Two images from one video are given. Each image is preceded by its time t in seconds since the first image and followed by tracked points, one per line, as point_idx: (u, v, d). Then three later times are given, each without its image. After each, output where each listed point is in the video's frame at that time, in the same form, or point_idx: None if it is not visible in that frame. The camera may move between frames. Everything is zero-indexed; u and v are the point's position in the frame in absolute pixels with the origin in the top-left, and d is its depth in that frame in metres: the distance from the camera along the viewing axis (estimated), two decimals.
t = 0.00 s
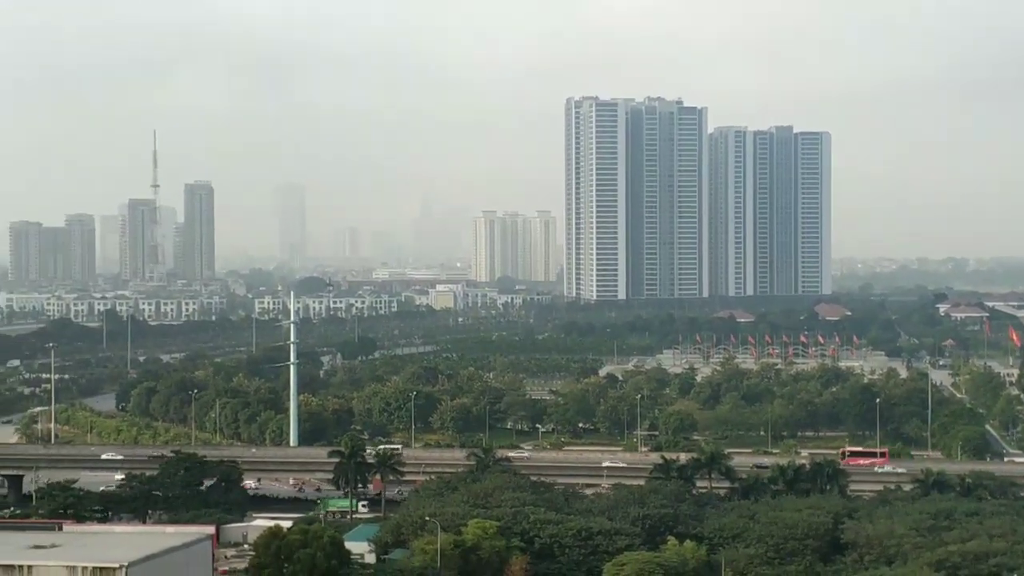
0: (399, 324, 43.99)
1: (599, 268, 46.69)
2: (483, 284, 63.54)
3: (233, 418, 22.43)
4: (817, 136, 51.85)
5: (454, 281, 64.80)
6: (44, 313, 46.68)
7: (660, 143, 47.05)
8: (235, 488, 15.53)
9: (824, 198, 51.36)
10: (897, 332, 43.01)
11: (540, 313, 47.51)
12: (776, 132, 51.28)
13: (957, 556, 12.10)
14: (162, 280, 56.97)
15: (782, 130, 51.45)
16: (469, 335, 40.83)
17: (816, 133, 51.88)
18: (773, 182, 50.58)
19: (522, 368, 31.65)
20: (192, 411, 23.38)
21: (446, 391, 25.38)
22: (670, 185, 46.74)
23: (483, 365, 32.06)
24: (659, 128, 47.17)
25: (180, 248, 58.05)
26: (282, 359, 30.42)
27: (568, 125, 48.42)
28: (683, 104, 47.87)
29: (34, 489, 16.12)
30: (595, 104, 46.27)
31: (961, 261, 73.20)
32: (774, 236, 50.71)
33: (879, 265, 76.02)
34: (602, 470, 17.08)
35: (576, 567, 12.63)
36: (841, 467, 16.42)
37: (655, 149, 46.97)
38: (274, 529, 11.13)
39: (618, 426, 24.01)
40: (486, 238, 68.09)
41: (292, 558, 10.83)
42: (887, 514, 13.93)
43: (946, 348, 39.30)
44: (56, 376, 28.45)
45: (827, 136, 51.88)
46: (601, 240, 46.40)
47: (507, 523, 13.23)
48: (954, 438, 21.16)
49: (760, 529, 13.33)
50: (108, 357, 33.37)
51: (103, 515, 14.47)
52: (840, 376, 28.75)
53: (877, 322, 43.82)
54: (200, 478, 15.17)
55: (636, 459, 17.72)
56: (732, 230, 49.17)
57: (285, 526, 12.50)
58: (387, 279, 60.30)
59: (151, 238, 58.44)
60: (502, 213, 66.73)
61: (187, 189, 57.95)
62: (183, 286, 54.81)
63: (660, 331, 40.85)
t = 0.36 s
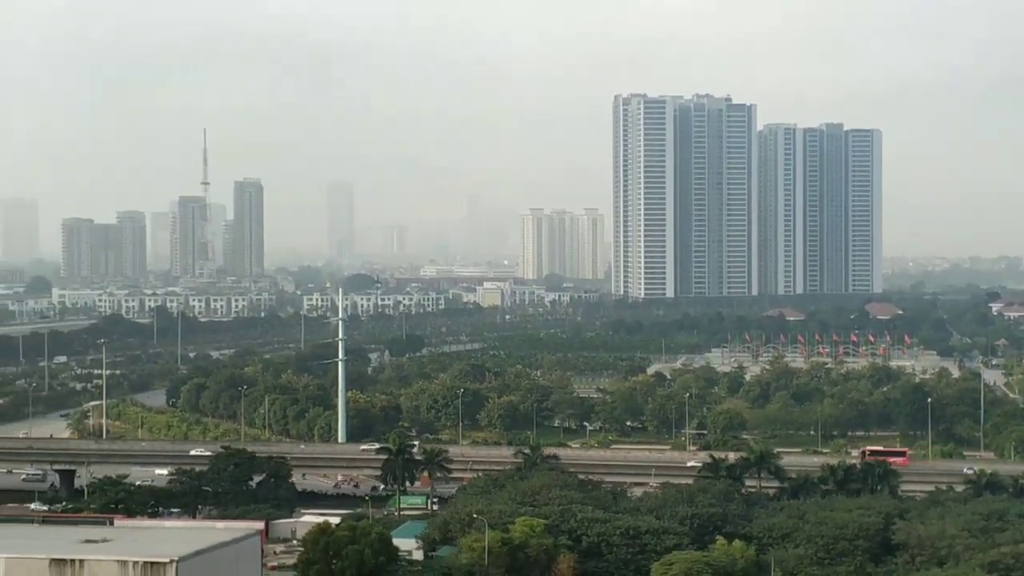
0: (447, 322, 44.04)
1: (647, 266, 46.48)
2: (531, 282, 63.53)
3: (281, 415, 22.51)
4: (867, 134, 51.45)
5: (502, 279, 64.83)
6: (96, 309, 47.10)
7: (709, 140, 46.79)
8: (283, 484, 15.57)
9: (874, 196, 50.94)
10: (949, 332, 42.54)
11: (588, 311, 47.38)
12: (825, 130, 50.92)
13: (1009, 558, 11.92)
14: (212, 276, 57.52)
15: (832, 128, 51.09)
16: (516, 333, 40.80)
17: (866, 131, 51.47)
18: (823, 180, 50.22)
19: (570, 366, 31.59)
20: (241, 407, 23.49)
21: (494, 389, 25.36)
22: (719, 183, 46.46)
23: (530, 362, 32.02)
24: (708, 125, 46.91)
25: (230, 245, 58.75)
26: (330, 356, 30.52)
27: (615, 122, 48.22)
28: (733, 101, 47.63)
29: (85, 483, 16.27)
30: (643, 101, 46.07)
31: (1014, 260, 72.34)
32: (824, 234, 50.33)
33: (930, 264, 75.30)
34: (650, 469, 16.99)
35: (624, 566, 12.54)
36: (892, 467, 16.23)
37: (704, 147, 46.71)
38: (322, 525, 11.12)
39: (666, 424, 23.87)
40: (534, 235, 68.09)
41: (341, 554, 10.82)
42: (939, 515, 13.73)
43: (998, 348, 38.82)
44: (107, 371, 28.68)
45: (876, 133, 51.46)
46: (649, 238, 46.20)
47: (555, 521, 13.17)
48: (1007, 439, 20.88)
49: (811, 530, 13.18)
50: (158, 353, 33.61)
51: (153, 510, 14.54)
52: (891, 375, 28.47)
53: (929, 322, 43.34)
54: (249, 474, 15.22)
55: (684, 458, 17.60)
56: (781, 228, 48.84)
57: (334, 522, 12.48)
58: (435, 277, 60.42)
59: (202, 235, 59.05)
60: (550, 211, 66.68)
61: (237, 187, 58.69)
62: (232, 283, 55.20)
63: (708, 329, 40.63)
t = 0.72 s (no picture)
0: (488, 321, 44.04)
1: (690, 266, 46.29)
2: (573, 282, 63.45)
3: (323, 413, 22.55)
4: (913, 134, 51.02)
5: (543, 278, 64.80)
6: (140, 306, 47.43)
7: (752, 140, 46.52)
8: (325, 482, 15.59)
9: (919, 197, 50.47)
10: (994, 334, 42.10)
11: (630, 310, 47.22)
12: (870, 131, 50.53)
13: None
14: (255, 274, 57.81)
15: (876, 129, 50.68)
16: (558, 332, 40.73)
17: (911, 131, 51.04)
18: (868, 180, 49.82)
19: (611, 366, 31.50)
20: (283, 405, 23.55)
21: (535, 389, 25.31)
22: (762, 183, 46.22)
23: (572, 362, 31.93)
24: (752, 126, 46.66)
25: (273, 244, 59.01)
26: (371, 354, 30.56)
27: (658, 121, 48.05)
28: (777, 101, 47.39)
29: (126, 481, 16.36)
30: (686, 101, 45.85)
31: None
32: (868, 235, 49.92)
33: (976, 265, 74.58)
34: (692, 470, 16.90)
35: (665, 567, 12.46)
36: (936, 470, 16.06)
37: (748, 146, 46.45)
38: (364, 523, 11.12)
39: (708, 425, 23.73)
40: (575, 235, 67.99)
41: (381, 552, 10.82)
42: (983, 519, 13.57)
43: None
44: (151, 369, 28.88)
45: (922, 134, 51.02)
46: (692, 238, 46.00)
47: (596, 521, 13.10)
48: None
49: (853, 533, 13.05)
50: (201, 350, 33.79)
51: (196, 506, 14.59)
52: (936, 377, 28.19)
53: (974, 324, 42.92)
54: (291, 471, 15.26)
55: (726, 460, 17.48)
56: (825, 228, 48.50)
57: (374, 521, 12.46)
58: (476, 276, 60.44)
59: (245, 233, 59.31)
60: (591, 210, 66.56)
61: (281, 187, 58.93)
62: (275, 281, 55.45)
63: (751, 330, 40.40)
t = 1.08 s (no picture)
0: (534, 320, 44.00)
1: (737, 265, 46.03)
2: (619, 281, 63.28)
3: (370, 412, 22.61)
4: (964, 131, 50.42)
5: (589, 278, 64.69)
6: (188, 307, 47.78)
7: (800, 138, 46.17)
8: (372, 481, 15.56)
9: (970, 194, 49.86)
10: None
11: (676, 309, 47.02)
12: (920, 127, 50.01)
13: None
14: (302, 274, 58.13)
15: (926, 125, 50.15)
16: (603, 332, 40.63)
17: (962, 128, 50.44)
18: (917, 177, 49.30)
19: (658, 365, 31.38)
20: (330, 404, 23.63)
21: (581, 388, 25.27)
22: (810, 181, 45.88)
23: (618, 362, 31.81)
24: (799, 124, 46.31)
25: (319, 244, 59.26)
26: (417, 354, 30.58)
27: (704, 120, 47.81)
28: (824, 99, 47.03)
29: (176, 480, 16.42)
30: (733, 99, 45.58)
31: None
32: (917, 232, 49.42)
33: None
34: (740, 469, 16.77)
35: (713, 567, 12.37)
36: (988, 470, 15.85)
37: (795, 145, 46.12)
38: (411, 522, 11.11)
39: (756, 425, 23.57)
40: (622, 234, 67.83)
41: (428, 552, 10.81)
42: None
43: None
44: (200, 368, 29.06)
45: (973, 130, 50.40)
46: (739, 236, 45.73)
47: (644, 521, 13.03)
48: None
49: (903, 532, 12.90)
50: (248, 350, 33.98)
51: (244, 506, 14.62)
52: (987, 376, 27.88)
53: None
54: (338, 470, 15.26)
55: (774, 459, 17.33)
56: (874, 226, 48.06)
57: (421, 520, 12.46)
58: (521, 277, 60.41)
59: (292, 234, 59.67)
60: (637, 209, 66.39)
61: (327, 187, 59.22)
62: (322, 281, 55.68)
63: (798, 329, 40.12)
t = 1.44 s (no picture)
0: (573, 317, 43.95)
1: (777, 261, 45.82)
2: (659, 277, 63.08)
3: (409, 408, 22.66)
4: (1008, 126, 49.84)
5: (629, 274, 64.54)
6: (229, 303, 48.05)
7: (842, 134, 45.85)
8: (411, 477, 15.61)
9: (1014, 191, 49.31)
10: None
11: (716, 305, 46.85)
12: (963, 123, 49.50)
13: None
14: (341, 271, 58.36)
15: (969, 121, 49.64)
16: (642, 328, 40.53)
17: (1006, 122, 49.85)
18: (960, 173, 48.82)
19: (697, 362, 31.26)
20: (369, 400, 23.69)
21: (620, 384, 25.22)
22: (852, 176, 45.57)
23: (658, 359, 31.72)
24: (841, 119, 45.97)
25: (359, 241, 59.46)
26: (457, 351, 30.60)
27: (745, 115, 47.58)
28: (866, 94, 46.69)
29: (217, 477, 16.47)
30: (774, 95, 45.33)
31: None
32: (960, 229, 48.96)
33: None
34: (780, 466, 16.69)
35: (752, 564, 12.31)
36: None
37: (837, 140, 45.79)
38: (450, 518, 11.12)
39: (796, 422, 23.43)
40: (661, 230, 67.63)
41: (467, 547, 10.80)
42: None
43: None
44: (240, 364, 29.23)
45: (1017, 125, 49.81)
46: (779, 233, 45.50)
47: (682, 517, 12.99)
48: None
49: (945, 530, 12.79)
50: (289, 346, 34.13)
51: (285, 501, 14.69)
52: None
53: None
54: (378, 466, 15.31)
55: (814, 456, 17.23)
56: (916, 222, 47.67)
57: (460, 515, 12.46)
58: (560, 274, 60.35)
59: (332, 230, 59.88)
60: (677, 205, 66.17)
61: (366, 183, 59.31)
62: (361, 277, 55.84)
63: (839, 326, 39.87)
